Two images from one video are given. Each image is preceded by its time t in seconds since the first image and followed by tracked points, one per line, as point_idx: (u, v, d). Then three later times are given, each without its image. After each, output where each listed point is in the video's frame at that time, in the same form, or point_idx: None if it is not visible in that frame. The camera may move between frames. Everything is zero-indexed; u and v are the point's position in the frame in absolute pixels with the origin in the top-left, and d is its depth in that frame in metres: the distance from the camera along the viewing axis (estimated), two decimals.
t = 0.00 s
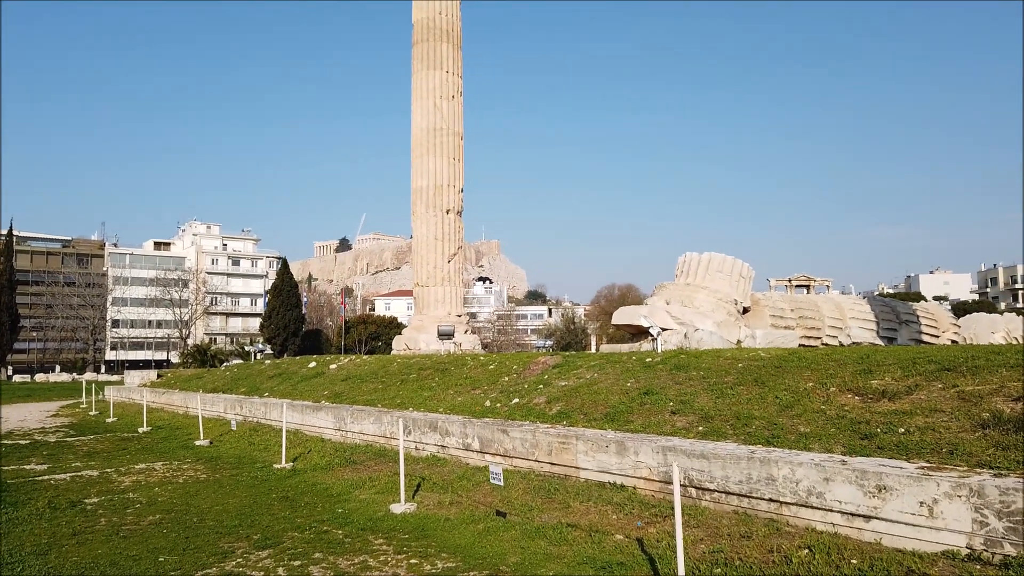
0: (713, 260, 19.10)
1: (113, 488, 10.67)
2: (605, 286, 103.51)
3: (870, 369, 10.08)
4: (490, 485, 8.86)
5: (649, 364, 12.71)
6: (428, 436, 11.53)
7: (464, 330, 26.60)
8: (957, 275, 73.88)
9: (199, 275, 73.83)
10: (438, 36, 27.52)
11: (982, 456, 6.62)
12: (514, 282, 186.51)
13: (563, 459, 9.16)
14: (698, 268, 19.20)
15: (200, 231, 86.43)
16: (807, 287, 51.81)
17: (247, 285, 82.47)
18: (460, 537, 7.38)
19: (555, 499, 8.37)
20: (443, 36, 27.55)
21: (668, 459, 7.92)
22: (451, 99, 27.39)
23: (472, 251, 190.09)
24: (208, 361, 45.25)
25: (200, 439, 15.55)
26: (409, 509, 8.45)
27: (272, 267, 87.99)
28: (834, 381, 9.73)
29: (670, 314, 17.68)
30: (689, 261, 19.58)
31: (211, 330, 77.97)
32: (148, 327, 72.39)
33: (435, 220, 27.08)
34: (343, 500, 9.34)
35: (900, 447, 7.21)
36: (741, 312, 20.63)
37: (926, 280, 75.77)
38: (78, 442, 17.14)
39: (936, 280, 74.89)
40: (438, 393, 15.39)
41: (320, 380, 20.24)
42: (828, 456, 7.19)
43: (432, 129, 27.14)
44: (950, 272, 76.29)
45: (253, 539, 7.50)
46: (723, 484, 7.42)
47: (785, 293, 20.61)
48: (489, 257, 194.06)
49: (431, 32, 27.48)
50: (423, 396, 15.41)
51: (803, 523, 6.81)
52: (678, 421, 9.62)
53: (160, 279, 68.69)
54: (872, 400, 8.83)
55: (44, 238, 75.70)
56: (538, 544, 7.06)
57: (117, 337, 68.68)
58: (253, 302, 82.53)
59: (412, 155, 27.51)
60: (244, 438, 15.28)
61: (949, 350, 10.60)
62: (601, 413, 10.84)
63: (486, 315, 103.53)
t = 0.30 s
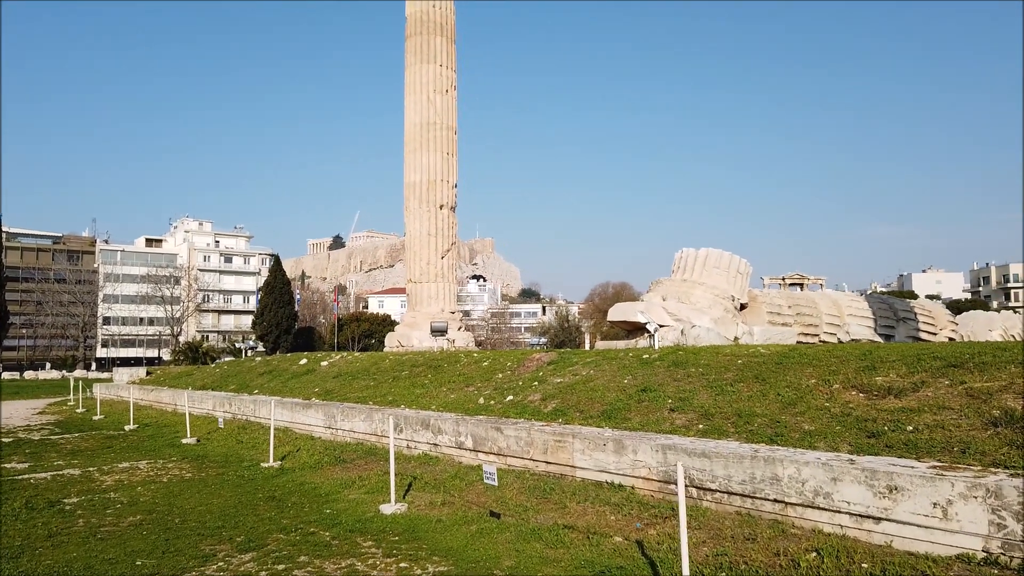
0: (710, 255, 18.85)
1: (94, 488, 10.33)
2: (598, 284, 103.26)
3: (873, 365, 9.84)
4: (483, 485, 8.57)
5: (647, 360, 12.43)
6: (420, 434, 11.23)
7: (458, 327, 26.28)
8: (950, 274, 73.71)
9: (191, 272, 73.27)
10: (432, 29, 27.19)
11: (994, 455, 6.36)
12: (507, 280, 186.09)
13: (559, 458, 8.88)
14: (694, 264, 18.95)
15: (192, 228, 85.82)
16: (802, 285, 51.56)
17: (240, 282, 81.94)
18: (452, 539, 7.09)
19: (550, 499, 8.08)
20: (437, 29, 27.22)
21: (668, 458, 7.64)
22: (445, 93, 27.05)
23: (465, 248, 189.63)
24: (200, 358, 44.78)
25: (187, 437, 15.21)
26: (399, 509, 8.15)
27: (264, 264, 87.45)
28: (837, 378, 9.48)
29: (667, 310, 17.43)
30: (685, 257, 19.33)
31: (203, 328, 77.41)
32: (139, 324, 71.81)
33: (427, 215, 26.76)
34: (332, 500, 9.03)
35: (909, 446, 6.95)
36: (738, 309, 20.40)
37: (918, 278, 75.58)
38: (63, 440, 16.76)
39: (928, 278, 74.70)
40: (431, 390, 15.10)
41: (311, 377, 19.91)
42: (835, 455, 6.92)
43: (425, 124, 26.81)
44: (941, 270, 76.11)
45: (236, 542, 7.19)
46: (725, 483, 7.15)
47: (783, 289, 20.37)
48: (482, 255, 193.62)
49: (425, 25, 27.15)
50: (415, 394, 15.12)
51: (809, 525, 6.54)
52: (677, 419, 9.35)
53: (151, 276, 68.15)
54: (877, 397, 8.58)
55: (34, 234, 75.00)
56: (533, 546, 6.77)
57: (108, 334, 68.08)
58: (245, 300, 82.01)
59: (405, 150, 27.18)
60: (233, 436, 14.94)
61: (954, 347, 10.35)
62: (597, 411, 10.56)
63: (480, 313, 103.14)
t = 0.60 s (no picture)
0: (703, 254, 18.63)
1: (70, 492, 9.97)
2: (588, 282, 103.13)
3: (872, 365, 9.62)
4: (474, 489, 8.27)
5: (641, 360, 12.17)
6: (408, 436, 10.93)
7: (447, 325, 25.98)
8: (937, 272, 73.94)
9: (178, 268, 72.51)
10: (422, 23, 26.82)
11: (1004, 462, 6.13)
12: (497, 277, 185.71)
13: (552, 461, 8.61)
14: (687, 262, 18.72)
15: (179, 224, 85.02)
16: (790, 283, 51.41)
17: (227, 279, 81.20)
18: (441, 548, 6.79)
19: (543, 505, 7.80)
20: (427, 23, 26.86)
21: (665, 463, 7.37)
22: (435, 88, 26.70)
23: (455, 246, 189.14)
24: (186, 356, 44.20)
25: (169, 438, 14.83)
26: (386, 516, 7.84)
27: (252, 261, 86.73)
28: (837, 379, 9.25)
29: (660, 308, 17.19)
30: (678, 255, 19.10)
31: (190, 325, 76.67)
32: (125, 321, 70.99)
33: (417, 212, 26.42)
34: (317, 505, 8.71)
35: (915, 451, 6.71)
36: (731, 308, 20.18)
37: (906, 277, 75.75)
38: (42, 441, 16.33)
39: (916, 277, 74.87)
40: (420, 389, 14.79)
41: (298, 376, 19.53)
42: (838, 460, 6.67)
43: (415, 119, 26.45)
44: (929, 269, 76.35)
45: (216, 551, 6.87)
46: (725, 490, 6.89)
47: (776, 288, 20.18)
48: (472, 253, 193.18)
49: (414, 19, 26.77)
50: (404, 394, 14.80)
51: (813, 534, 6.29)
52: (674, 421, 9.09)
53: (137, 272, 67.38)
54: (878, 399, 8.35)
55: (19, 230, 74.05)
56: (526, 556, 6.49)
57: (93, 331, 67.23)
58: (233, 297, 81.29)
59: (394, 146, 26.81)
60: (216, 436, 14.58)
61: (954, 347, 10.13)
62: (591, 412, 10.29)
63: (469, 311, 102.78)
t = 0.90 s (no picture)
0: (691, 248, 18.42)
1: (38, 492, 9.59)
2: (574, 278, 103.02)
3: (866, 360, 9.41)
4: (456, 489, 7.99)
5: (629, 355, 11.92)
6: (390, 433, 10.63)
7: (432, 321, 25.65)
8: (919, 269, 74.40)
9: (160, 264, 71.67)
10: (407, 14, 26.44)
11: (1004, 459, 5.92)
12: (483, 274, 185.37)
13: (538, 459, 8.33)
14: (676, 256, 18.50)
15: (162, 219, 84.06)
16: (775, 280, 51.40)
17: (211, 274, 80.38)
18: (422, 550, 6.51)
19: (529, 505, 7.53)
20: (412, 14, 26.48)
21: (655, 460, 7.12)
22: (421, 80, 26.34)
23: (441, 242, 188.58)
24: (168, 352, 43.56)
25: (145, 435, 14.44)
26: (366, 516, 7.54)
27: (236, 256, 85.93)
28: (830, 374, 9.03)
29: (647, 304, 16.96)
30: (666, 250, 18.89)
31: (172, 321, 75.83)
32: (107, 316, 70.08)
33: (402, 206, 26.06)
34: (294, 505, 8.39)
35: (913, 447, 6.50)
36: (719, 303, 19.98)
37: (889, 274, 76.16)
38: (15, 438, 15.87)
39: (899, 274, 75.28)
40: (403, 386, 14.47)
41: (279, 372, 19.15)
42: (835, 458, 6.44)
43: (400, 111, 26.06)
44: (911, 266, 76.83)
45: (186, 554, 6.55)
46: (717, 489, 6.64)
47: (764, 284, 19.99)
48: (458, 249, 192.70)
49: (399, 10, 26.39)
50: (387, 390, 14.50)
51: (808, 534, 6.06)
52: (663, 418, 8.85)
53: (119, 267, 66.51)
54: (872, 394, 8.15)
55: None
56: (509, 557, 6.22)
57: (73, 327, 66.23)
58: (216, 293, 80.48)
59: (379, 138, 26.42)
60: (194, 434, 14.20)
61: (947, 342, 9.95)
62: (578, 409, 10.02)
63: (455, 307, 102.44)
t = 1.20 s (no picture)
0: (681, 245, 18.19)
1: (4, 497, 9.20)
2: (563, 276, 102.72)
3: (862, 359, 9.16)
4: (439, 494, 7.70)
5: (619, 354, 11.63)
6: (373, 434, 10.31)
7: (419, 318, 25.30)
8: (906, 267, 74.51)
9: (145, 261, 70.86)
10: (394, 8, 26.06)
11: (1009, 463, 5.68)
12: (472, 272, 184.82)
13: (525, 462, 8.04)
14: (666, 253, 18.25)
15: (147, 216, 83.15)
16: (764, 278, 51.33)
17: (197, 272, 79.60)
18: (402, 560, 6.20)
19: (516, 510, 7.24)
20: (399, 8, 26.10)
21: (646, 464, 6.84)
22: (407, 74, 25.97)
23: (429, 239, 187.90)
24: (153, 349, 42.89)
25: (122, 437, 14.03)
26: (344, 523, 7.22)
27: (222, 253, 85.11)
28: (824, 374, 8.79)
29: (637, 301, 16.69)
30: (656, 247, 18.63)
31: (158, 318, 75.00)
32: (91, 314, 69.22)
33: (389, 202, 25.69)
34: (271, 511, 8.06)
35: (913, 450, 6.26)
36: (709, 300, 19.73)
37: (875, 272, 76.26)
38: None
39: (886, 272, 75.37)
40: (387, 385, 14.14)
41: (262, 371, 18.76)
42: (832, 462, 6.18)
43: (386, 105, 25.66)
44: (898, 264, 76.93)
45: (151, 566, 6.21)
46: (711, 494, 6.37)
47: (755, 281, 19.76)
48: (447, 247, 192.06)
49: (385, 3, 26.01)
50: (371, 390, 14.15)
51: (806, 542, 5.81)
52: (654, 419, 8.57)
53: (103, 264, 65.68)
54: (869, 394, 7.91)
55: None
56: (493, 568, 5.92)
57: (57, 325, 65.31)
58: (203, 290, 79.69)
59: (365, 133, 26.03)
60: (172, 435, 13.81)
61: (942, 340, 9.72)
62: (566, 409, 9.73)
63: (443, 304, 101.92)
